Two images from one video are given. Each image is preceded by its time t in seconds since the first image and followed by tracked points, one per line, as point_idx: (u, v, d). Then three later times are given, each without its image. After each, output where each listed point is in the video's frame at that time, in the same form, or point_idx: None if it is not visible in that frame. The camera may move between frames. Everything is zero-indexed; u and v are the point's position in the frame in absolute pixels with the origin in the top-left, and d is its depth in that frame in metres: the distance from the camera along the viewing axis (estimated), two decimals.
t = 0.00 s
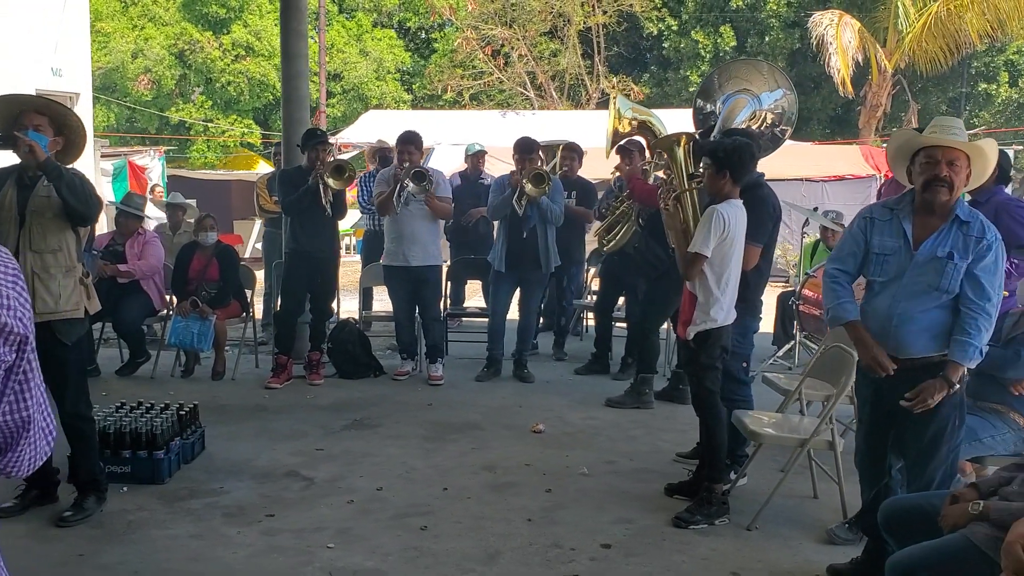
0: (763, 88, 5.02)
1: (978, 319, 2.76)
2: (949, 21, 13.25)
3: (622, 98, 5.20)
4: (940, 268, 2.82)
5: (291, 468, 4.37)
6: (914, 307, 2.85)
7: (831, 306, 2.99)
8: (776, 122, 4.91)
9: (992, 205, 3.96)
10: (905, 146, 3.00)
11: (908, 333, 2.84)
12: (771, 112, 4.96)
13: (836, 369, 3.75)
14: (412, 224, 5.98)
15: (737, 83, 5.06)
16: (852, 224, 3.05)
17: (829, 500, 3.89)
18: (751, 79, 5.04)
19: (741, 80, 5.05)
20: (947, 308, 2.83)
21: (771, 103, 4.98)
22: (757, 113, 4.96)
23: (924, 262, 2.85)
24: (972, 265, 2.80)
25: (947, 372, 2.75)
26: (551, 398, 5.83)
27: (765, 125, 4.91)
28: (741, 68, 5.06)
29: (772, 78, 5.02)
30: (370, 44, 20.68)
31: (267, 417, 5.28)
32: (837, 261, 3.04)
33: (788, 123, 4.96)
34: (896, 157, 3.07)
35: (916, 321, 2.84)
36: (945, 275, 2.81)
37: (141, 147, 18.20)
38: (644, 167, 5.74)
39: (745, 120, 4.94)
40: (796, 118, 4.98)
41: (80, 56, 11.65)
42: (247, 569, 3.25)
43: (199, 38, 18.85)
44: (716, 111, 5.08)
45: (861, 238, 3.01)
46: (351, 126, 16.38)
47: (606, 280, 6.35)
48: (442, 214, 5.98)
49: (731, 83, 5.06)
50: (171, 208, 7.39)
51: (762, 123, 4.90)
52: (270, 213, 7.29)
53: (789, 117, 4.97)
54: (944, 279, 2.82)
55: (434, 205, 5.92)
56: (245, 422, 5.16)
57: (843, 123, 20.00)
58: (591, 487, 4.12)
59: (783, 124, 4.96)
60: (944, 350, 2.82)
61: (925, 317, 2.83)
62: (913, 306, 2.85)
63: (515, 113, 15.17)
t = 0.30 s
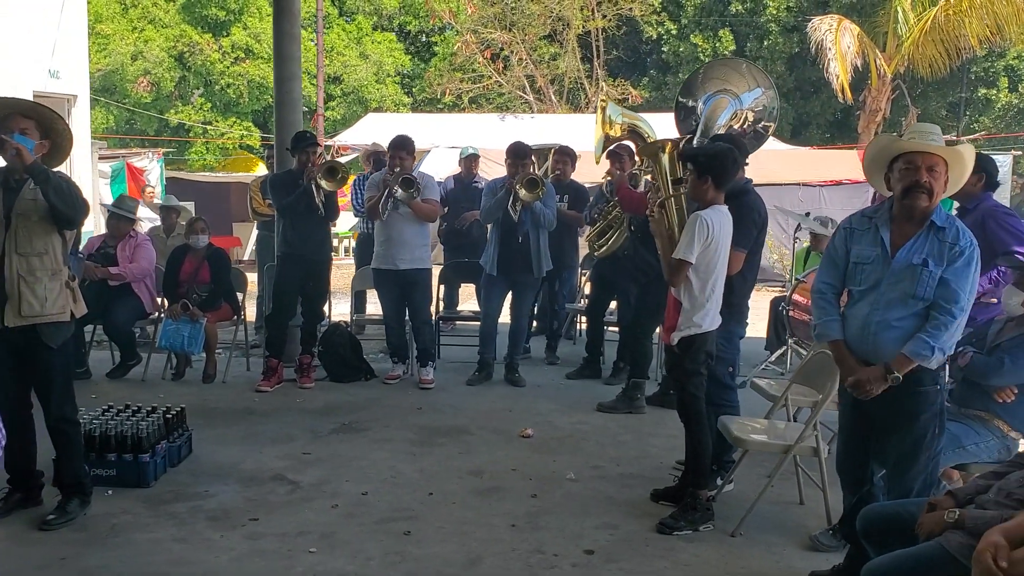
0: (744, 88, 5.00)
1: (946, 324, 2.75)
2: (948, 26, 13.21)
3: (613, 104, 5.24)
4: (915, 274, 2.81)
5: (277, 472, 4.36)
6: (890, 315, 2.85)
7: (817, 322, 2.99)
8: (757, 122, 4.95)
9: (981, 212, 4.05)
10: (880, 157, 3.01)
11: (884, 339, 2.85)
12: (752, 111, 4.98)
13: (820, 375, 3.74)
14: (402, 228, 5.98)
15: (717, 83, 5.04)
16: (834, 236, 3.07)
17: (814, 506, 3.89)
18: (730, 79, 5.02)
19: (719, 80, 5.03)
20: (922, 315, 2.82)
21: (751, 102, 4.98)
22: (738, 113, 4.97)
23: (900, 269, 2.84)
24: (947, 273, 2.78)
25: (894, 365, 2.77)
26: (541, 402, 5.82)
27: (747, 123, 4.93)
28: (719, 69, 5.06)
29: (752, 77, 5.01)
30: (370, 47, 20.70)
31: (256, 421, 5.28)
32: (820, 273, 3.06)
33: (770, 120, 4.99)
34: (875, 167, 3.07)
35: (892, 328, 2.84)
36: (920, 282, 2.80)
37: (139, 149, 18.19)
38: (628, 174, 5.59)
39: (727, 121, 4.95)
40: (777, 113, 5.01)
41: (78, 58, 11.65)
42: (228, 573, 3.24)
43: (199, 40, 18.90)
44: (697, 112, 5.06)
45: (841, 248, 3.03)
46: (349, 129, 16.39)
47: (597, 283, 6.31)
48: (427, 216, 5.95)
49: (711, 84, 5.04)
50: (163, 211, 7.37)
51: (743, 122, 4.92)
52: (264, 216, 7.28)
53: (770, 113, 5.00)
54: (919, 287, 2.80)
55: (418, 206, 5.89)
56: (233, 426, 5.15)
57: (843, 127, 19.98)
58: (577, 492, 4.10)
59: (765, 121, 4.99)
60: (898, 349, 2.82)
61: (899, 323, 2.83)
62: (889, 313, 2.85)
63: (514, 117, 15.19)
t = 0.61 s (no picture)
0: (738, 90, 5.00)
1: (932, 325, 2.74)
2: (949, 30, 13.15)
3: (609, 106, 5.24)
4: (901, 278, 2.81)
5: (269, 473, 4.35)
6: (879, 318, 2.84)
7: (808, 323, 2.97)
8: (754, 123, 4.94)
9: (975, 215, 4.05)
10: (864, 166, 3.00)
11: (872, 341, 2.84)
12: (748, 113, 4.97)
13: (813, 379, 3.73)
14: (399, 232, 5.97)
15: (712, 87, 5.03)
16: (822, 239, 3.06)
17: (806, 510, 3.88)
18: (726, 82, 5.02)
19: (715, 84, 5.02)
20: (910, 317, 2.81)
21: (746, 104, 4.98)
22: (734, 116, 4.97)
23: (888, 273, 2.84)
24: (933, 276, 2.77)
25: (870, 358, 2.78)
26: (536, 405, 5.81)
27: (742, 126, 4.93)
28: (715, 72, 5.05)
29: (748, 80, 4.98)
30: (372, 50, 20.71)
31: (250, 423, 5.26)
32: (809, 277, 3.05)
33: (767, 121, 4.97)
34: (859, 174, 3.06)
35: (880, 330, 2.83)
36: (907, 285, 2.79)
37: (140, 151, 18.21)
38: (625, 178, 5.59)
39: (723, 124, 4.96)
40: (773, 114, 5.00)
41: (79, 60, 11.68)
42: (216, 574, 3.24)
43: (199, 42, 18.94)
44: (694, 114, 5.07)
45: (829, 252, 3.03)
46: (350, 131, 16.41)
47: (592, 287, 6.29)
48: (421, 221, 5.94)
49: (706, 88, 5.04)
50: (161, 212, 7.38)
51: (739, 125, 4.92)
52: (261, 218, 7.28)
53: (767, 114, 4.98)
54: (906, 289, 2.79)
55: (412, 209, 5.89)
56: (227, 427, 5.14)
57: (844, 131, 19.95)
58: (570, 495, 4.09)
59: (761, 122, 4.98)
60: (881, 344, 2.81)
61: (888, 326, 2.82)
62: (877, 317, 2.84)
63: (515, 120, 15.21)
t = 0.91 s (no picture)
0: (748, 98, 5.01)
1: (934, 329, 2.73)
2: (952, 33, 13.10)
3: (612, 109, 5.22)
4: (902, 282, 2.80)
5: (272, 477, 4.35)
6: (880, 322, 2.83)
7: (811, 327, 2.97)
8: (766, 129, 4.91)
9: (979, 219, 4.05)
10: (864, 171, 3.00)
11: (875, 345, 2.83)
12: (759, 119, 4.96)
13: (816, 384, 3.72)
14: (406, 234, 5.97)
15: (724, 94, 5.03)
16: (823, 244, 3.06)
17: (810, 515, 3.87)
18: (736, 90, 5.03)
19: (726, 92, 5.02)
20: (912, 321, 2.80)
21: (757, 110, 4.98)
22: (745, 123, 4.95)
23: (889, 277, 2.83)
24: (935, 280, 2.77)
25: (873, 360, 2.76)
26: (539, 409, 5.81)
27: (755, 133, 4.91)
28: (725, 81, 5.04)
29: (755, 86, 5.03)
30: (375, 53, 20.73)
31: (252, 426, 5.26)
32: (810, 281, 3.05)
33: (779, 123, 4.96)
34: (859, 180, 3.05)
35: (882, 334, 2.82)
36: (909, 289, 2.78)
37: (143, 154, 18.24)
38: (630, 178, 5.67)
39: (734, 131, 4.92)
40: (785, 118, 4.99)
41: (83, 63, 11.71)
42: None
43: (203, 45, 18.99)
44: (705, 122, 5.04)
45: (830, 257, 3.02)
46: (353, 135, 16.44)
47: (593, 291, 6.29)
48: (431, 224, 5.97)
49: (718, 95, 5.03)
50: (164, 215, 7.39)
51: (751, 132, 4.90)
52: (262, 221, 7.29)
53: (778, 117, 4.97)
54: (908, 293, 2.79)
55: (423, 212, 5.93)
56: (229, 431, 5.14)
57: (847, 134, 19.92)
58: (572, 499, 4.08)
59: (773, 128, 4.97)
60: (884, 348, 2.79)
61: (890, 330, 2.81)
62: (879, 320, 2.83)
63: (518, 124, 15.21)
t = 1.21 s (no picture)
0: (757, 99, 5.01)
1: (950, 329, 2.73)
2: (955, 35, 13.09)
3: (620, 110, 5.19)
4: (919, 283, 2.80)
5: (283, 480, 4.35)
6: (896, 322, 2.83)
7: (826, 328, 2.98)
8: (776, 130, 4.94)
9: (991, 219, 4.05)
10: (880, 173, 3.01)
11: (891, 346, 2.83)
12: (768, 120, 4.97)
13: (827, 385, 3.73)
14: (419, 235, 5.99)
15: (734, 97, 5.04)
16: (839, 245, 3.07)
17: (822, 516, 3.87)
18: (745, 92, 5.02)
19: (735, 95, 5.03)
20: (928, 322, 2.80)
21: (766, 111, 4.98)
22: (755, 125, 4.95)
23: (905, 277, 2.84)
24: (952, 280, 2.77)
25: (889, 361, 2.76)
26: (547, 411, 5.81)
27: (765, 135, 4.92)
28: (734, 82, 5.05)
29: (763, 87, 5.02)
30: (378, 56, 20.78)
31: (262, 429, 5.27)
32: (826, 283, 3.06)
33: (789, 124, 4.98)
34: (875, 181, 3.06)
35: (899, 335, 2.82)
36: (925, 289, 2.79)
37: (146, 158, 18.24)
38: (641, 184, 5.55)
39: (744, 133, 4.94)
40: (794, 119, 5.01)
41: (87, 67, 11.74)
42: None
43: (207, 49, 19.02)
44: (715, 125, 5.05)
45: (846, 257, 3.03)
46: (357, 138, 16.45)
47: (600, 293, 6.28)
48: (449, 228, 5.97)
49: (728, 97, 5.04)
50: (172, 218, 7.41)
51: (761, 134, 4.91)
52: (269, 224, 7.30)
53: (788, 118, 4.99)
54: (925, 293, 2.79)
55: (440, 216, 5.93)
56: (239, 433, 5.15)
57: (849, 136, 19.89)
58: (584, 501, 4.09)
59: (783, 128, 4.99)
60: (900, 348, 2.80)
61: (907, 331, 2.81)
62: (895, 321, 2.84)
63: (522, 126, 15.18)
